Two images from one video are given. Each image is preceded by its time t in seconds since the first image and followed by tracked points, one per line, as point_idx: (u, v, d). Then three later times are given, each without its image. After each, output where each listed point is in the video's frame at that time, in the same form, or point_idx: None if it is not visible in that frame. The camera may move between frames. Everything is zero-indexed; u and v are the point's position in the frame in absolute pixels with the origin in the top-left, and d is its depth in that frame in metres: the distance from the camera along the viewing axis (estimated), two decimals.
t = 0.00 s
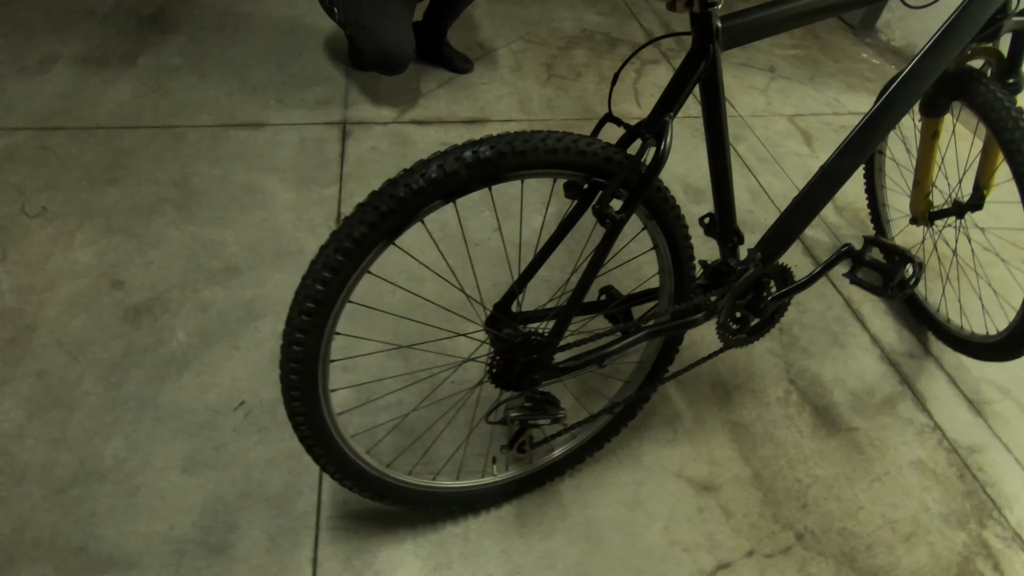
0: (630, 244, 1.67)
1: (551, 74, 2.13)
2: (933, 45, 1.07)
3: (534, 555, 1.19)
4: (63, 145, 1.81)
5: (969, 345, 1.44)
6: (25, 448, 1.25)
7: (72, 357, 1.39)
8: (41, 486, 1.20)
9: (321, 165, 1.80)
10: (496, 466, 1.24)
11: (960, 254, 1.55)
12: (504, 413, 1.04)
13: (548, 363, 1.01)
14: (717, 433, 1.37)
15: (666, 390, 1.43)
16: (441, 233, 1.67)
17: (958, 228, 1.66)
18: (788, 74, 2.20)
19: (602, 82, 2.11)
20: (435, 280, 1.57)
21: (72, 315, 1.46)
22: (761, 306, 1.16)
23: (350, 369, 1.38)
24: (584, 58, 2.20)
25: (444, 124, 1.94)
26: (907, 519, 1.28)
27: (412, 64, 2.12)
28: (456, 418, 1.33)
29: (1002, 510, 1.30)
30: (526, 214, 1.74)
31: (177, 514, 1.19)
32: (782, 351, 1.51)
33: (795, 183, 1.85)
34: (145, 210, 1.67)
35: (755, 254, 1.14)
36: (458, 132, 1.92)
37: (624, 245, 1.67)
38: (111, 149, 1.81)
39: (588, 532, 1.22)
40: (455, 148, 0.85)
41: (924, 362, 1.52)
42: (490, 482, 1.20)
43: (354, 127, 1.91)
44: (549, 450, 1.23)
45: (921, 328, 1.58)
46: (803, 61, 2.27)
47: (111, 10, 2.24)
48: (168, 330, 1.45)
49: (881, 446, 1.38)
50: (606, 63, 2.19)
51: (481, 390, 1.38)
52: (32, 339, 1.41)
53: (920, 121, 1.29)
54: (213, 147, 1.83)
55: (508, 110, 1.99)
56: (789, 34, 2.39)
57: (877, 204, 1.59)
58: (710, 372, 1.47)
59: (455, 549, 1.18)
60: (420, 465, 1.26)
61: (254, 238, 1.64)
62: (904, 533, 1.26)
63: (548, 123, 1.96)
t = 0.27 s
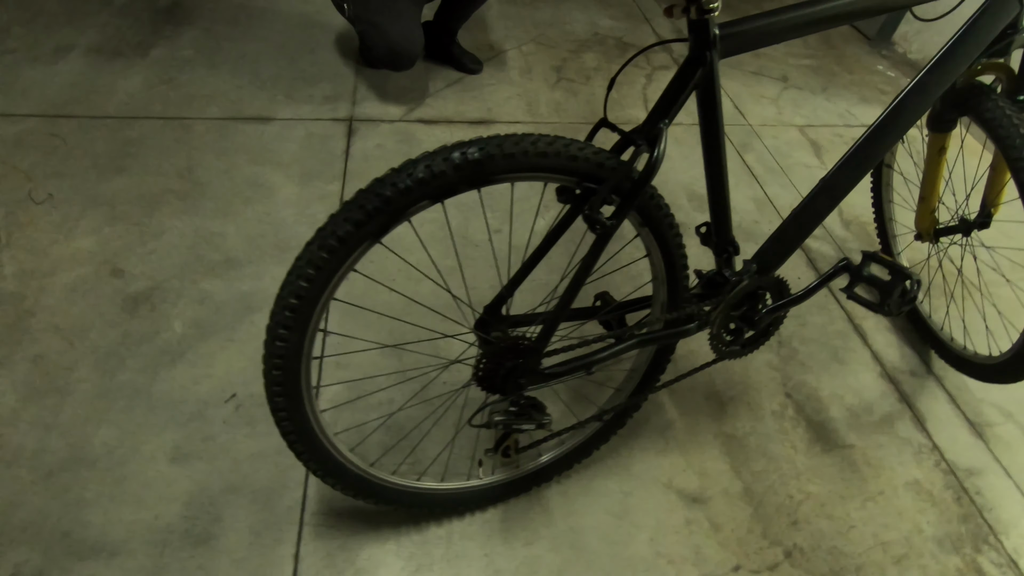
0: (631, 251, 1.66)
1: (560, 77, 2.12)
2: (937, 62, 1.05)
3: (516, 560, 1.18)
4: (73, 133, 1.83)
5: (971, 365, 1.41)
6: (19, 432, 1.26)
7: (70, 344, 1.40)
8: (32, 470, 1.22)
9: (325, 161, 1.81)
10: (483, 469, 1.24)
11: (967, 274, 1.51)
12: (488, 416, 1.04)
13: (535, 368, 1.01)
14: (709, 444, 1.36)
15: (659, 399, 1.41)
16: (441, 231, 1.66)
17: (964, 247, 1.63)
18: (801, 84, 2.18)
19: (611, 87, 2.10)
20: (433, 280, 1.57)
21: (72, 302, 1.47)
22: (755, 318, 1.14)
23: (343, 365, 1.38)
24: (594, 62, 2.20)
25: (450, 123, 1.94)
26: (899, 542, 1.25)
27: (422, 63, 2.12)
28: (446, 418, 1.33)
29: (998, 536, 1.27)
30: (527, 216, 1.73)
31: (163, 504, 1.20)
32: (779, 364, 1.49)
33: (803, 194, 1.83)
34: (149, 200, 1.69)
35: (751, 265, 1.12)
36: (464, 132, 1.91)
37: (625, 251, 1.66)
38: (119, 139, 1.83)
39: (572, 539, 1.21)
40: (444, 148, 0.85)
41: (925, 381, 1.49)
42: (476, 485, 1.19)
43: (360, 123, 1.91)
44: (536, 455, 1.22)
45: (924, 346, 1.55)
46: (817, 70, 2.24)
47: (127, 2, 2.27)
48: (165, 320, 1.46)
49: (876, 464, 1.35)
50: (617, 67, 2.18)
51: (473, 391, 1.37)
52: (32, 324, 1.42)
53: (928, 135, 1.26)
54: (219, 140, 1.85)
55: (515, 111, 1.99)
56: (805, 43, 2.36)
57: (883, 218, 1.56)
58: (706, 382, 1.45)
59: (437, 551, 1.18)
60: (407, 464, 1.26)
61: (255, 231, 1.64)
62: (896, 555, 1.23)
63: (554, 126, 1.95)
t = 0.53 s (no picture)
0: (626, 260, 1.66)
1: (562, 85, 2.12)
2: (932, 79, 1.04)
3: (497, 569, 1.17)
4: (77, 130, 1.85)
5: (966, 385, 1.39)
6: (9, 425, 1.27)
7: (64, 339, 1.41)
8: (19, 464, 1.22)
9: (324, 163, 1.82)
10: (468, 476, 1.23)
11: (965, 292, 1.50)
12: (470, 423, 1.04)
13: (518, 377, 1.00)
14: (697, 457, 1.35)
15: (649, 410, 1.41)
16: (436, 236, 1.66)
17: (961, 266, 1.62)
18: (804, 97, 2.17)
19: (613, 95, 2.10)
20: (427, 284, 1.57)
21: (68, 298, 1.49)
22: (743, 332, 1.14)
23: (333, 367, 1.38)
24: (597, 71, 2.20)
25: (450, 128, 1.94)
26: (887, 562, 1.24)
27: (425, 68, 2.13)
28: (433, 424, 1.32)
29: (988, 559, 1.25)
30: (524, 223, 1.73)
31: (147, 501, 1.20)
32: (772, 378, 1.48)
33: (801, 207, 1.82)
34: (149, 198, 1.70)
35: (740, 279, 1.11)
36: (464, 137, 1.92)
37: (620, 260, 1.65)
38: (122, 137, 1.85)
39: (554, 549, 1.20)
40: (428, 156, 0.85)
41: (919, 400, 1.48)
42: (459, 492, 1.19)
43: (361, 127, 1.92)
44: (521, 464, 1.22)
45: (919, 364, 1.54)
46: (821, 84, 2.24)
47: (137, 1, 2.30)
48: (158, 318, 1.47)
49: (866, 482, 1.34)
50: (619, 76, 2.18)
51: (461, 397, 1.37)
52: (27, 319, 1.44)
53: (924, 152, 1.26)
54: (221, 140, 1.86)
55: (516, 118, 1.99)
56: (809, 56, 2.36)
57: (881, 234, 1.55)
58: (696, 395, 1.44)
59: (418, 556, 1.17)
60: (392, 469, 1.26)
61: (252, 232, 1.65)
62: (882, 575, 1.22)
63: (554, 133, 1.95)
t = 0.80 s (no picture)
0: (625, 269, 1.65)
1: (568, 91, 2.12)
2: (934, 94, 1.03)
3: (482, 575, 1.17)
4: (85, 126, 1.87)
5: (965, 404, 1.38)
6: (5, 417, 1.29)
7: (63, 333, 1.43)
8: (14, 455, 1.24)
9: (328, 164, 1.83)
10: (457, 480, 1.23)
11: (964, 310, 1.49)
12: (456, 429, 1.04)
13: (505, 383, 1.00)
14: (689, 469, 1.33)
15: (642, 420, 1.40)
16: (436, 239, 1.67)
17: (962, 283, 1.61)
18: (812, 108, 2.16)
19: (618, 103, 2.10)
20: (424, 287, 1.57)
21: (68, 292, 1.50)
22: (735, 344, 1.13)
23: (328, 368, 1.39)
24: (604, 78, 2.20)
25: (455, 132, 1.95)
26: None
27: (432, 71, 2.14)
28: (424, 427, 1.32)
29: None
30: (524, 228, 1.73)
31: (137, 497, 1.21)
32: (768, 391, 1.47)
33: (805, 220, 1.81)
34: (153, 195, 1.72)
35: (734, 291, 1.10)
36: (468, 140, 1.92)
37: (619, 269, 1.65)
38: (129, 133, 1.86)
39: (541, 556, 1.20)
40: (417, 162, 0.86)
41: (917, 418, 1.46)
42: (447, 497, 1.18)
43: (366, 129, 1.93)
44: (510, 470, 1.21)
45: (919, 382, 1.53)
46: (829, 96, 2.22)
47: None
48: (157, 314, 1.48)
49: (861, 500, 1.32)
50: (626, 83, 2.18)
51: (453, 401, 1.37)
52: (28, 311, 1.45)
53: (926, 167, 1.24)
54: (227, 139, 1.87)
55: (520, 123, 1.99)
56: (819, 67, 2.35)
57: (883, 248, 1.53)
58: (691, 406, 1.43)
59: (404, 560, 1.17)
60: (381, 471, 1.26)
61: (253, 230, 1.66)
62: None
63: (558, 139, 1.95)
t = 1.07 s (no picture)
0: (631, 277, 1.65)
1: (580, 97, 2.12)
2: (945, 106, 1.01)
3: None
4: (103, 122, 1.90)
5: (972, 423, 1.35)
6: (13, 407, 1.31)
7: (73, 326, 1.45)
8: (20, 445, 1.26)
9: (339, 165, 1.84)
10: (454, 485, 1.23)
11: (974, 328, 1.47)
12: (451, 434, 1.04)
13: (501, 390, 1.00)
14: (688, 481, 1.32)
15: (642, 429, 1.39)
16: (443, 242, 1.67)
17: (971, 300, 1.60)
18: (827, 119, 2.14)
19: (630, 109, 2.10)
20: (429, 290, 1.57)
21: (80, 285, 1.53)
22: (736, 357, 1.12)
23: (330, 368, 1.40)
24: (617, 84, 2.19)
25: (465, 135, 1.95)
26: None
27: (445, 75, 2.15)
28: (423, 429, 1.33)
29: None
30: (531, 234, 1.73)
31: (138, 490, 1.23)
32: (771, 405, 1.46)
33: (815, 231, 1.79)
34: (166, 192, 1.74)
35: (735, 304, 1.10)
36: (478, 144, 1.93)
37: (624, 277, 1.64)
38: (146, 131, 1.89)
39: (535, 564, 1.19)
40: (416, 167, 0.86)
41: (924, 436, 1.44)
42: (443, 501, 1.18)
43: (377, 130, 1.95)
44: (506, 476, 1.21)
45: (927, 399, 1.50)
46: (845, 107, 2.20)
47: None
48: (165, 310, 1.50)
49: (863, 518, 1.30)
50: (639, 91, 2.17)
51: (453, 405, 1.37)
52: (40, 304, 1.48)
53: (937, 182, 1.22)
54: (240, 138, 1.90)
55: (531, 127, 2.00)
56: (834, 78, 2.33)
57: (893, 263, 1.52)
58: (693, 417, 1.42)
59: (398, 562, 1.17)
60: (379, 473, 1.26)
61: (262, 229, 1.68)
62: None
63: (568, 145, 1.95)
